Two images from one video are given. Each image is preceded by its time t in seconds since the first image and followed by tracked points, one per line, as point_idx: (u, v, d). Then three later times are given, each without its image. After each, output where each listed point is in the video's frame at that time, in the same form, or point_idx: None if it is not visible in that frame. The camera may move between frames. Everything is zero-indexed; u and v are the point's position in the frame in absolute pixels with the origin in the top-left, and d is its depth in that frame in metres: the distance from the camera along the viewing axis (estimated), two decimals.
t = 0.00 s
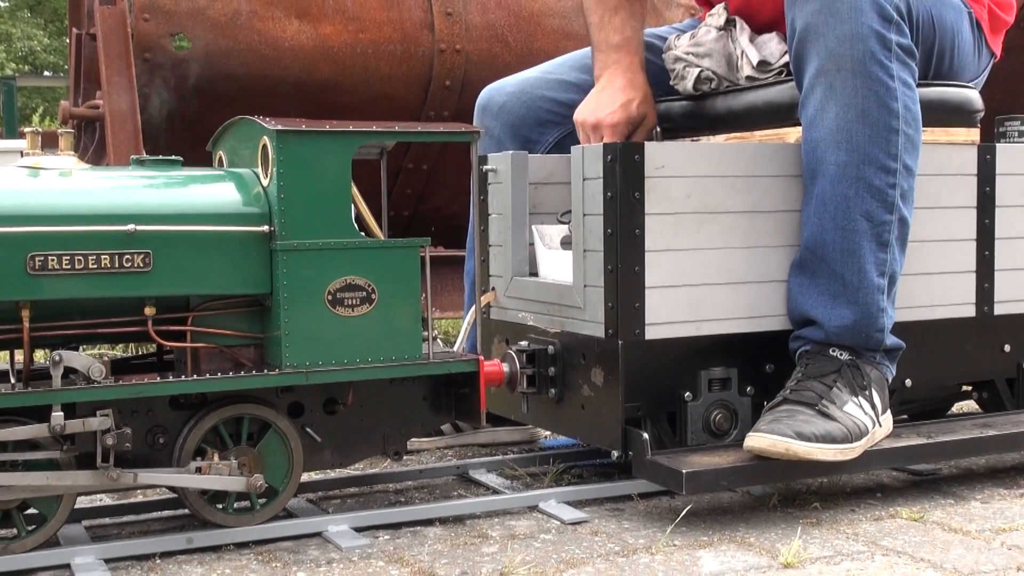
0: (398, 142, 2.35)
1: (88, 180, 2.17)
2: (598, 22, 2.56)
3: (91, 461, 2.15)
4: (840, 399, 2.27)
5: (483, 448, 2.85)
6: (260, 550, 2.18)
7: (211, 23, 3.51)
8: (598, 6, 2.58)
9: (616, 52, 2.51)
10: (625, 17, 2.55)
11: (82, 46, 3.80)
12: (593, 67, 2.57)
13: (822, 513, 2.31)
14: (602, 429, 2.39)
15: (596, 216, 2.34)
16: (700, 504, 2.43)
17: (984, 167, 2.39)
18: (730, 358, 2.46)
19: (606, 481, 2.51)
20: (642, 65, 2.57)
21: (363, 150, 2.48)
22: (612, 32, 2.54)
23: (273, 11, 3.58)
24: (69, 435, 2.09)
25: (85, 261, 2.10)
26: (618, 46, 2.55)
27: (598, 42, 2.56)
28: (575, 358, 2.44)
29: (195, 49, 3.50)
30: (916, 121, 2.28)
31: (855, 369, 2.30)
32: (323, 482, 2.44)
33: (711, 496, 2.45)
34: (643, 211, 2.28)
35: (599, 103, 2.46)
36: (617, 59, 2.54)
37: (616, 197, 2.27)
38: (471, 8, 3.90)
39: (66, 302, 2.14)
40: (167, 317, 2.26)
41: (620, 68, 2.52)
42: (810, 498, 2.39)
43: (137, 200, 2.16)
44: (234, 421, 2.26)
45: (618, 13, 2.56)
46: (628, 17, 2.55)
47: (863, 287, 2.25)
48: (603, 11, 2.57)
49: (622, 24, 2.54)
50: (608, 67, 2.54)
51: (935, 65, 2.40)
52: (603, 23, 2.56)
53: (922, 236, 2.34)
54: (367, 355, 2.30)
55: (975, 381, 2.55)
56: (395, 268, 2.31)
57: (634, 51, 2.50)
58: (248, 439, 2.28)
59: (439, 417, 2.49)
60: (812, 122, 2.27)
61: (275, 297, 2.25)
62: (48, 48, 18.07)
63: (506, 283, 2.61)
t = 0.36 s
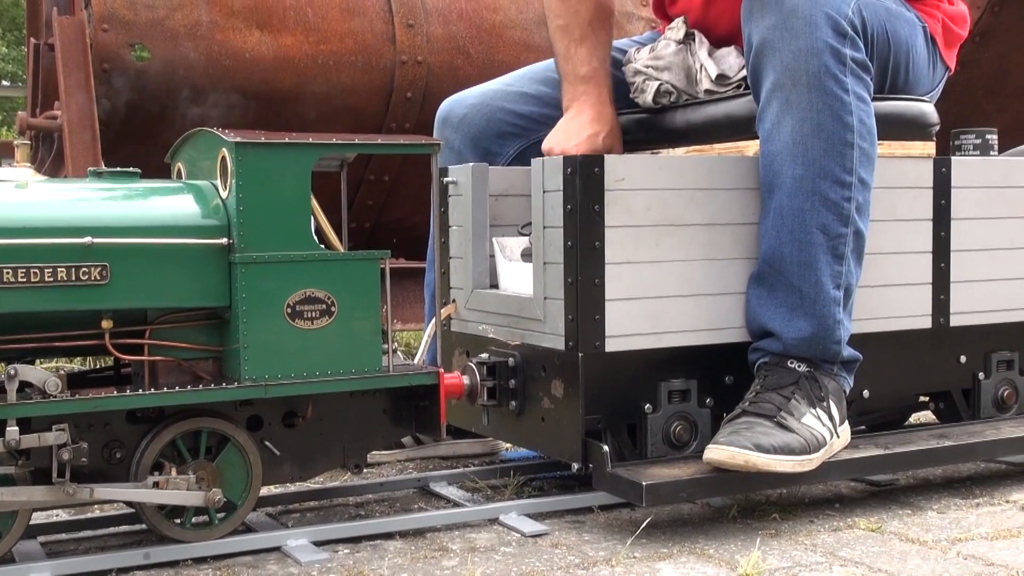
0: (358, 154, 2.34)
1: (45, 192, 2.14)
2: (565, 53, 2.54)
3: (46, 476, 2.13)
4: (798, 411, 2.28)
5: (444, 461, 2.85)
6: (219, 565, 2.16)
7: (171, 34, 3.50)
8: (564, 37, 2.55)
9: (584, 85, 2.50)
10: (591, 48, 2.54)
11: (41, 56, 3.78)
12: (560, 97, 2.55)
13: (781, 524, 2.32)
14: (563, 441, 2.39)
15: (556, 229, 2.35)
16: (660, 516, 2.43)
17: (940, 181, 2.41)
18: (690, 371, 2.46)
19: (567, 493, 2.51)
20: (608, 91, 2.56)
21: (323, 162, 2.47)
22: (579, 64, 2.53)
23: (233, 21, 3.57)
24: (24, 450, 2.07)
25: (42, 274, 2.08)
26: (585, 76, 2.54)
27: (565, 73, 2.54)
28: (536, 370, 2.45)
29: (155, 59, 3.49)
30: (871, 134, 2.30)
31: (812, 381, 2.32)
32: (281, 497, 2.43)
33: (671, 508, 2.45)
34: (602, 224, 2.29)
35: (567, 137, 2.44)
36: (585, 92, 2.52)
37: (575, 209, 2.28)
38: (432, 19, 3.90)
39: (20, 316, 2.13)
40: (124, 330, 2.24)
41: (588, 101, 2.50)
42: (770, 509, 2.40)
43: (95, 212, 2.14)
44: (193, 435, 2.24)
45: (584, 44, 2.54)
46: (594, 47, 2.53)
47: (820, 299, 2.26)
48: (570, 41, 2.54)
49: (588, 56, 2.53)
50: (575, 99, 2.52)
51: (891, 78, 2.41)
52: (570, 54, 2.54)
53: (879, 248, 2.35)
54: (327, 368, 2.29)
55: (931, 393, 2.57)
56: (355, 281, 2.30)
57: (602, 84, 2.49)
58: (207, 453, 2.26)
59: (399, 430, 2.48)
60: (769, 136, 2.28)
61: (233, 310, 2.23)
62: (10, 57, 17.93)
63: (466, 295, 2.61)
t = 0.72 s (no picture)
0: (319, 166, 2.33)
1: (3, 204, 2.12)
2: (519, 98, 2.54)
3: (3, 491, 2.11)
4: (759, 421, 2.29)
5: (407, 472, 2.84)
6: None
7: (132, 45, 3.48)
8: (519, 81, 2.55)
9: (537, 131, 2.50)
10: (546, 91, 2.55)
11: None
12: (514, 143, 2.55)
13: (742, 534, 2.32)
14: (525, 452, 2.39)
15: (518, 240, 2.35)
16: (622, 526, 2.43)
17: (897, 192, 2.43)
18: (650, 382, 2.48)
19: (529, 504, 2.52)
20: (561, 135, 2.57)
21: (284, 174, 2.46)
22: (533, 108, 2.53)
23: (194, 32, 3.56)
24: None
25: None
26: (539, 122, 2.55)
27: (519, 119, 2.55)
28: (497, 382, 2.45)
29: (115, 70, 3.48)
30: (829, 147, 2.32)
31: (772, 391, 2.33)
32: (242, 510, 2.41)
33: (633, 519, 2.46)
34: (563, 235, 2.30)
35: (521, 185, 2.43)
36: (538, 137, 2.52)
37: (536, 221, 2.28)
38: (394, 31, 3.90)
39: None
40: (83, 343, 2.22)
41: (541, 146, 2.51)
42: (731, 519, 2.41)
43: (53, 224, 2.12)
44: (152, 448, 2.23)
45: (538, 87, 2.55)
46: (548, 92, 2.54)
47: (779, 311, 2.28)
48: (524, 85, 2.54)
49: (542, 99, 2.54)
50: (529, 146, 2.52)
51: (849, 91, 2.44)
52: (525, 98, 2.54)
53: (838, 260, 2.37)
54: (287, 380, 2.28)
55: (889, 403, 2.58)
56: (315, 294, 2.29)
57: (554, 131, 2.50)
58: (167, 466, 2.24)
59: (361, 442, 2.47)
60: (728, 148, 2.30)
61: (193, 322, 2.22)
62: None
63: (428, 306, 2.61)
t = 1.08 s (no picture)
0: (272, 176, 2.32)
1: None
2: (457, 76, 2.57)
3: None
4: (713, 429, 2.30)
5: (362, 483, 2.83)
6: None
7: (84, 55, 3.46)
8: (457, 61, 2.58)
9: (476, 105, 2.52)
10: (484, 72, 2.58)
11: None
12: (453, 121, 2.57)
13: (696, 542, 2.33)
14: (480, 462, 2.39)
15: (472, 250, 2.35)
16: (577, 536, 2.43)
17: (848, 201, 2.45)
18: (605, 390, 2.48)
19: (485, 515, 2.51)
20: (500, 114, 2.60)
21: (237, 184, 2.45)
22: (471, 87, 2.56)
23: (148, 42, 3.53)
24: None
25: None
26: (478, 101, 2.58)
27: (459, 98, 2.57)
28: (452, 392, 2.45)
29: (67, 79, 3.46)
30: (781, 157, 2.34)
31: (726, 400, 2.33)
32: (194, 523, 2.39)
33: (589, 528, 2.45)
34: (517, 245, 2.30)
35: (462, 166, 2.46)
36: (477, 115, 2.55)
37: (489, 231, 2.28)
38: (350, 41, 3.90)
39: None
40: (32, 355, 2.19)
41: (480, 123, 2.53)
42: (686, 527, 2.41)
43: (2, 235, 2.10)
44: (103, 461, 2.20)
45: (476, 68, 2.58)
46: (487, 70, 2.57)
47: (732, 320, 2.29)
48: (462, 65, 2.58)
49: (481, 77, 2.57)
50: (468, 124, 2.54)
51: (799, 101, 2.46)
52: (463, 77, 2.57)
53: (790, 269, 2.38)
54: (241, 392, 2.26)
55: (842, 410, 2.60)
56: (269, 304, 2.27)
57: (493, 107, 2.52)
58: (118, 479, 2.21)
59: (316, 454, 2.46)
60: (680, 158, 2.31)
61: (144, 333, 2.19)
62: None
63: (383, 317, 2.60)
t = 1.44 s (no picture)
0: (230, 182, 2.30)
1: None
2: (441, 134, 2.54)
3: None
4: (671, 437, 2.30)
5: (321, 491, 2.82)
6: None
7: (42, 58, 3.44)
8: (440, 117, 2.55)
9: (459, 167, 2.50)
10: (467, 127, 2.54)
11: None
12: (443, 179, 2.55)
13: (654, 550, 2.33)
14: (439, 470, 2.39)
15: (431, 258, 2.35)
16: (535, 544, 2.43)
17: (806, 211, 2.46)
18: (564, 398, 2.49)
19: (443, 523, 2.51)
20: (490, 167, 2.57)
21: (195, 190, 2.43)
22: (455, 146, 2.54)
23: (108, 46, 3.50)
24: None
25: None
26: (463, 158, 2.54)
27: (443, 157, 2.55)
28: (411, 400, 2.45)
29: (25, 82, 3.43)
30: (740, 167, 2.35)
31: (684, 408, 2.34)
32: (150, 531, 2.36)
33: (547, 536, 2.45)
34: (477, 253, 2.30)
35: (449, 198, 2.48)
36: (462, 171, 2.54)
37: (450, 239, 2.28)
38: (313, 48, 3.89)
39: None
40: None
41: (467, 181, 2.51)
42: (643, 536, 2.41)
43: None
44: (57, 469, 2.18)
45: (460, 124, 2.55)
46: (469, 127, 2.54)
47: (691, 329, 2.30)
48: (445, 121, 2.55)
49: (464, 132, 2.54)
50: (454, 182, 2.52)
51: (758, 112, 2.47)
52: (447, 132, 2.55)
53: (748, 278, 2.40)
54: (197, 400, 2.23)
55: (799, 419, 2.61)
56: (226, 312, 2.25)
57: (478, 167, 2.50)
58: (72, 487, 2.19)
59: (273, 462, 2.44)
60: (640, 167, 2.32)
61: (100, 340, 2.16)
62: None
63: (342, 324, 2.59)
